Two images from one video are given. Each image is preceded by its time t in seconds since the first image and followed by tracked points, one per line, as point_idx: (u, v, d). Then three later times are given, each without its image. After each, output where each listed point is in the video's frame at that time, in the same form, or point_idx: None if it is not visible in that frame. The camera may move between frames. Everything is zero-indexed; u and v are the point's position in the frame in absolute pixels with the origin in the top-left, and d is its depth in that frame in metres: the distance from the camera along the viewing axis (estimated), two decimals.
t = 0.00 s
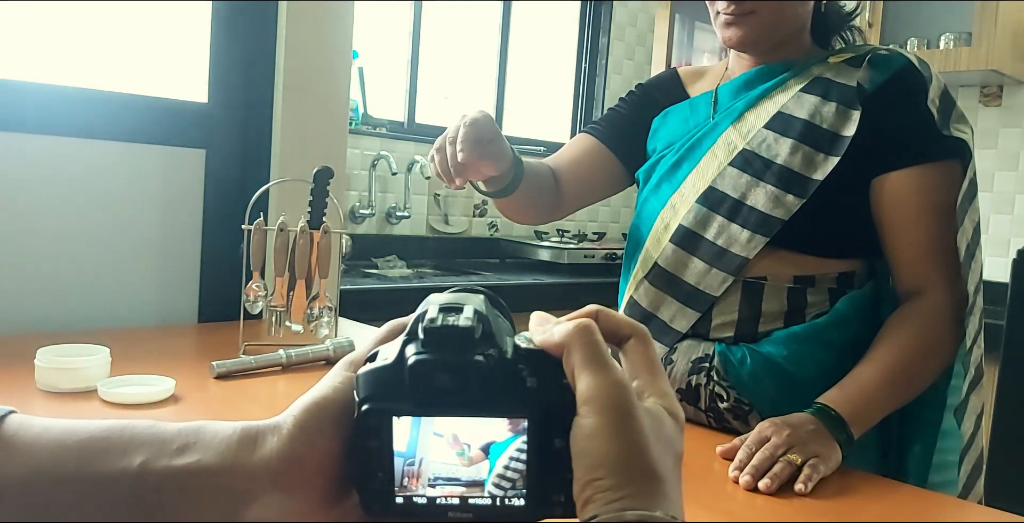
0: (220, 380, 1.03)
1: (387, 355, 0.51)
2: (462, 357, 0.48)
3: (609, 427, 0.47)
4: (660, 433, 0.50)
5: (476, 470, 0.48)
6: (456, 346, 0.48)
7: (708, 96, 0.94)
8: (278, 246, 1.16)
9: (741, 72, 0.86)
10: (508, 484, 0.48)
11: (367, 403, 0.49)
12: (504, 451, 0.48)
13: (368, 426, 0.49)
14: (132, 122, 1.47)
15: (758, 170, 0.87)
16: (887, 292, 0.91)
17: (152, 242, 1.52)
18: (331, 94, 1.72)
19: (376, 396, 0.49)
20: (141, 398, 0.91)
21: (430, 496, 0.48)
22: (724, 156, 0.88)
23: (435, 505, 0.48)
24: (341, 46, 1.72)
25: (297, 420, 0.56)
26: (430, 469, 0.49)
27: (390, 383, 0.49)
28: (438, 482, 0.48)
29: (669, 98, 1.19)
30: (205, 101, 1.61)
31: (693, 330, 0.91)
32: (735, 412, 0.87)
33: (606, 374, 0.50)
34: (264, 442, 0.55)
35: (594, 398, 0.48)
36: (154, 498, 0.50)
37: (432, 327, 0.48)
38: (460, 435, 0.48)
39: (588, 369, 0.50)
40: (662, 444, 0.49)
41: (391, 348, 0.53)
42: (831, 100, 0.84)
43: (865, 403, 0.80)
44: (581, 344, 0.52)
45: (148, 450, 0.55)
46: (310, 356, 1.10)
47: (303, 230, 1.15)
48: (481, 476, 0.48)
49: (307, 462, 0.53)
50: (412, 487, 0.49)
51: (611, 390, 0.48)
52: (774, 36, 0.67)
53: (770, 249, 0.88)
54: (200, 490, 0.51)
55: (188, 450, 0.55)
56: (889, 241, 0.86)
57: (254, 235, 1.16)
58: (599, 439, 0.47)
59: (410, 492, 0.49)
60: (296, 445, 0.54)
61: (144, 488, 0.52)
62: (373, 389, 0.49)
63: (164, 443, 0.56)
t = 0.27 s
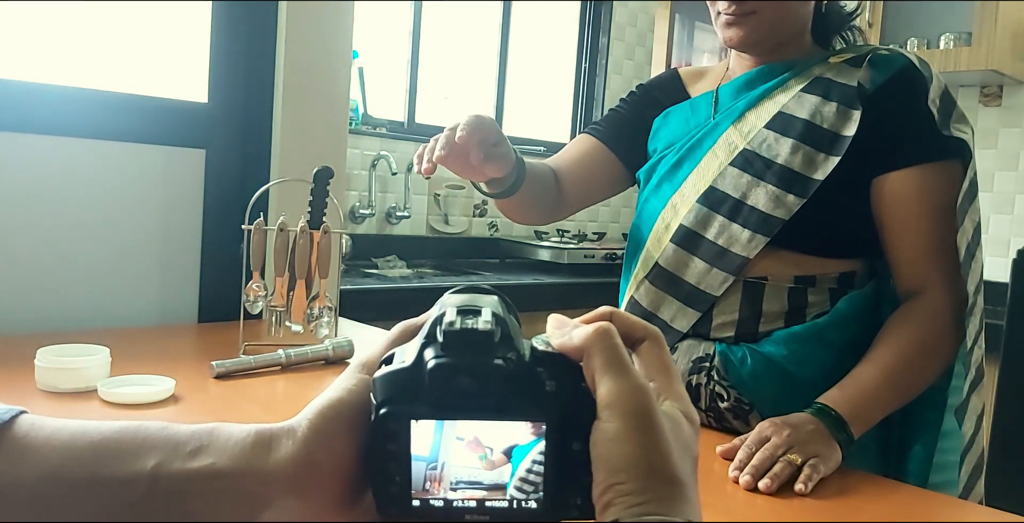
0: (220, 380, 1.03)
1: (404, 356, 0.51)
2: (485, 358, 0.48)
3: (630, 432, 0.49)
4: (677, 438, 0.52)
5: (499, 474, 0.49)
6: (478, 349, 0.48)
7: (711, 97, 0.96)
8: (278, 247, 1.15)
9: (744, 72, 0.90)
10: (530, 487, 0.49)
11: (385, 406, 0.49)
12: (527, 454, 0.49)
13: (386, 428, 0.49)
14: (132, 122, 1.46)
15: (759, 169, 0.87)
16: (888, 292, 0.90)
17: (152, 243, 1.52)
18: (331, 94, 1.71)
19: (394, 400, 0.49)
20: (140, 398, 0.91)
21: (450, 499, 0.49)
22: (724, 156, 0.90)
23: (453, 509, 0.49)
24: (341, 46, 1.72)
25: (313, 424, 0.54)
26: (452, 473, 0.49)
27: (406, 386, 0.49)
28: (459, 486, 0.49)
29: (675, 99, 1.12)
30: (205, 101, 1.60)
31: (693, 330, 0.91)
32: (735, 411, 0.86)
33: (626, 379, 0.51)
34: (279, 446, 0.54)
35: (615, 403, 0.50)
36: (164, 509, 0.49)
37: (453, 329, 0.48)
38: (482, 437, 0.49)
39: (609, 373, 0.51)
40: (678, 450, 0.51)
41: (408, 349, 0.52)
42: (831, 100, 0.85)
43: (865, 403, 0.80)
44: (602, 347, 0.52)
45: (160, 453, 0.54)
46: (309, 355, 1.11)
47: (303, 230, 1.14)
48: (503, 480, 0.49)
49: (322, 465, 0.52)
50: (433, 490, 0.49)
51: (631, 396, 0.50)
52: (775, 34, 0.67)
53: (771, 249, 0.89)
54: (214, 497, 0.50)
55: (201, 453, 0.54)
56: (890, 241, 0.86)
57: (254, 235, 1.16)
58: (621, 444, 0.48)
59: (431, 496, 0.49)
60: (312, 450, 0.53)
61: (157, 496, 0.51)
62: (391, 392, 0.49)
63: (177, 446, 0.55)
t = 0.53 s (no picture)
0: (220, 380, 1.03)
1: (425, 370, 0.53)
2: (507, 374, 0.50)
3: (659, 442, 0.50)
4: (703, 445, 0.53)
5: (525, 486, 0.52)
6: (502, 361, 0.50)
7: (711, 98, 0.97)
8: (279, 246, 1.15)
9: (745, 73, 0.93)
10: (554, 501, 0.52)
11: (407, 420, 0.50)
12: (551, 467, 0.52)
13: (408, 443, 0.50)
14: (132, 123, 1.46)
15: (759, 169, 0.88)
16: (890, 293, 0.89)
17: (152, 243, 1.52)
18: (331, 94, 1.71)
19: (415, 414, 0.50)
20: (141, 398, 0.91)
21: (477, 514, 0.52)
22: (724, 155, 0.91)
23: None
24: (341, 46, 1.72)
25: (331, 440, 0.56)
26: (476, 488, 0.52)
27: (428, 400, 0.51)
28: (484, 500, 0.52)
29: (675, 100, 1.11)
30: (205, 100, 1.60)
31: (694, 330, 0.91)
32: (736, 411, 0.86)
33: (651, 390, 0.53)
34: (297, 463, 0.55)
35: (642, 413, 0.51)
36: None
37: (476, 343, 0.50)
38: (508, 452, 0.52)
39: (634, 385, 0.53)
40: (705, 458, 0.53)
41: (426, 363, 0.54)
42: (831, 100, 0.86)
43: (866, 404, 0.80)
44: (626, 358, 0.54)
45: (176, 469, 0.54)
46: (310, 356, 1.11)
47: (303, 230, 1.15)
48: (530, 492, 0.52)
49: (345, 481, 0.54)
50: (459, 505, 0.52)
51: (659, 405, 0.52)
52: (774, 34, 0.68)
53: (771, 249, 0.89)
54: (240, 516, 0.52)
55: (218, 469, 0.55)
56: (890, 241, 0.85)
57: (254, 235, 1.16)
58: (651, 453, 0.50)
59: (457, 510, 0.52)
60: (332, 468, 0.54)
61: (175, 514, 0.52)
62: (412, 406, 0.51)
63: (193, 461, 0.55)
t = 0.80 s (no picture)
0: (220, 380, 1.03)
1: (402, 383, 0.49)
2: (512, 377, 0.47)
3: (641, 468, 0.47)
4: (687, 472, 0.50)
5: (503, 503, 0.49)
6: (481, 375, 0.46)
7: (710, 97, 0.96)
8: (278, 246, 1.15)
9: (743, 72, 0.91)
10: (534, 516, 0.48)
11: (382, 435, 0.47)
12: (530, 482, 0.49)
13: (385, 455, 0.48)
14: (131, 122, 1.46)
15: (758, 169, 0.88)
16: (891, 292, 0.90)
17: (152, 243, 1.52)
18: (332, 94, 1.71)
19: (390, 430, 0.47)
20: (141, 398, 0.91)
21: None
22: (723, 155, 0.90)
23: None
24: (342, 46, 1.72)
25: (310, 448, 0.52)
26: (455, 505, 0.49)
27: (403, 415, 0.47)
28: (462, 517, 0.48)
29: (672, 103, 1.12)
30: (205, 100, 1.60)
31: (694, 330, 0.92)
32: (736, 412, 0.87)
33: (635, 413, 0.48)
34: (272, 472, 0.52)
35: (623, 436, 0.47)
36: None
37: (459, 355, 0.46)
38: (488, 467, 0.49)
39: (616, 407, 0.49)
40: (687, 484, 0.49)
41: (404, 377, 0.51)
42: (830, 99, 0.85)
43: (866, 404, 0.80)
44: (610, 380, 0.49)
45: (150, 477, 0.52)
46: (310, 356, 1.11)
47: (303, 230, 1.15)
48: (508, 510, 0.49)
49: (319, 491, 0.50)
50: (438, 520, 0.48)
51: (640, 429, 0.48)
52: (775, 33, 0.66)
53: (771, 248, 0.89)
54: None
55: (193, 477, 0.52)
56: (890, 240, 0.86)
57: (254, 235, 1.16)
58: (630, 477, 0.46)
59: None
60: (307, 477, 0.51)
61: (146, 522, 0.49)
62: (386, 421, 0.47)
63: (168, 469, 0.52)
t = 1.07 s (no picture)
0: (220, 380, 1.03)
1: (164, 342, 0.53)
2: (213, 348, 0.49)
3: (306, 431, 0.44)
4: (382, 446, 0.46)
5: (210, 467, 0.51)
6: (195, 339, 0.50)
7: (707, 98, 0.96)
8: (279, 246, 1.16)
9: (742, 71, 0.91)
10: (238, 482, 0.49)
11: (118, 391, 0.52)
12: (230, 451, 0.50)
13: (119, 410, 0.52)
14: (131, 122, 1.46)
15: (755, 168, 0.88)
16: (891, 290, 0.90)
17: (152, 243, 1.52)
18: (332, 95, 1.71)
19: (133, 385, 0.51)
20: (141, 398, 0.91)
21: (173, 489, 0.51)
22: (720, 155, 0.90)
23: (175, 498, 0.51)
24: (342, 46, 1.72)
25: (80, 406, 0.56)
26: (171, 463, 0.51)
27: (141, 375, 0.51)
28: (181, 477, 0.51)
29: (670, 104, 1.11)
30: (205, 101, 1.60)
31: (693, 330, 0.92)
32: (736, 412, 0.87)
33: (320, 375, 0.45)
34: (40, 427, 0.56)
35: (297, 400, 0.44)
36: None
37: (171, 319, 0.51)
38: (202, 434, 0.50)
39: (303, 369, 0.46)
40: (368, 456, 0.45)
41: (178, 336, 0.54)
42: (826, 97, 0.86)
43: (865, 404, 0.80)
44: (301, 343, 0.46)
45: None
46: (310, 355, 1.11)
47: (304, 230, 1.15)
48: (212, 475, 0.51)
49: (78, 446, 0.54)
50: (158, 479, 0.52)
51: (311, 390, 0.44)
52: (772, 30, 0.67)
53: (768, 247, 0.89)
54: None
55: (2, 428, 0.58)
56: (888, 240, 0.86)
57: (254, 235, 1.16)
58: (287, 442, 0.44)
59: (149, 481, 0.52)
60: (70, 430, 0.55)
61: None
62: (129, 379, 0.51)
63: None
